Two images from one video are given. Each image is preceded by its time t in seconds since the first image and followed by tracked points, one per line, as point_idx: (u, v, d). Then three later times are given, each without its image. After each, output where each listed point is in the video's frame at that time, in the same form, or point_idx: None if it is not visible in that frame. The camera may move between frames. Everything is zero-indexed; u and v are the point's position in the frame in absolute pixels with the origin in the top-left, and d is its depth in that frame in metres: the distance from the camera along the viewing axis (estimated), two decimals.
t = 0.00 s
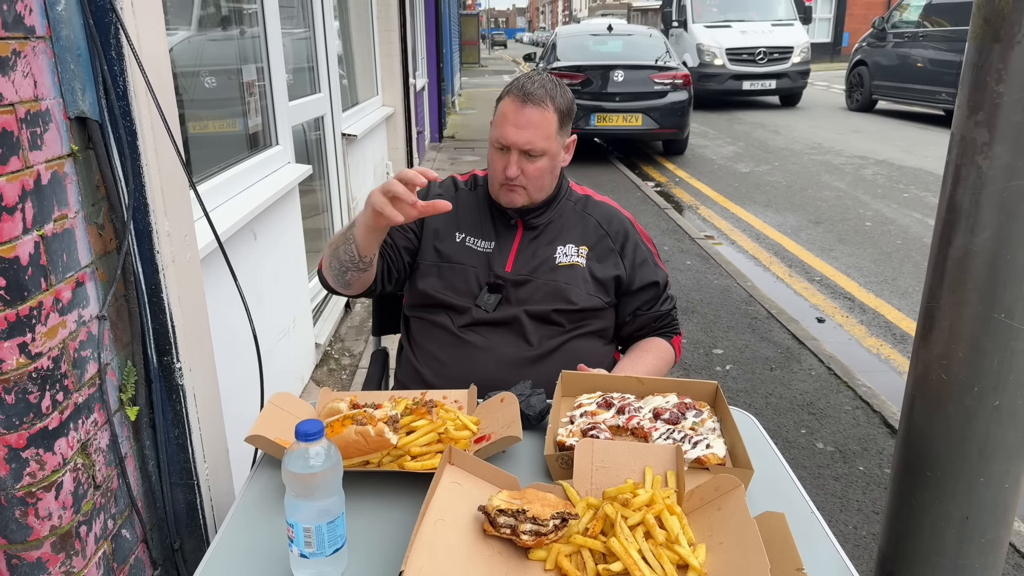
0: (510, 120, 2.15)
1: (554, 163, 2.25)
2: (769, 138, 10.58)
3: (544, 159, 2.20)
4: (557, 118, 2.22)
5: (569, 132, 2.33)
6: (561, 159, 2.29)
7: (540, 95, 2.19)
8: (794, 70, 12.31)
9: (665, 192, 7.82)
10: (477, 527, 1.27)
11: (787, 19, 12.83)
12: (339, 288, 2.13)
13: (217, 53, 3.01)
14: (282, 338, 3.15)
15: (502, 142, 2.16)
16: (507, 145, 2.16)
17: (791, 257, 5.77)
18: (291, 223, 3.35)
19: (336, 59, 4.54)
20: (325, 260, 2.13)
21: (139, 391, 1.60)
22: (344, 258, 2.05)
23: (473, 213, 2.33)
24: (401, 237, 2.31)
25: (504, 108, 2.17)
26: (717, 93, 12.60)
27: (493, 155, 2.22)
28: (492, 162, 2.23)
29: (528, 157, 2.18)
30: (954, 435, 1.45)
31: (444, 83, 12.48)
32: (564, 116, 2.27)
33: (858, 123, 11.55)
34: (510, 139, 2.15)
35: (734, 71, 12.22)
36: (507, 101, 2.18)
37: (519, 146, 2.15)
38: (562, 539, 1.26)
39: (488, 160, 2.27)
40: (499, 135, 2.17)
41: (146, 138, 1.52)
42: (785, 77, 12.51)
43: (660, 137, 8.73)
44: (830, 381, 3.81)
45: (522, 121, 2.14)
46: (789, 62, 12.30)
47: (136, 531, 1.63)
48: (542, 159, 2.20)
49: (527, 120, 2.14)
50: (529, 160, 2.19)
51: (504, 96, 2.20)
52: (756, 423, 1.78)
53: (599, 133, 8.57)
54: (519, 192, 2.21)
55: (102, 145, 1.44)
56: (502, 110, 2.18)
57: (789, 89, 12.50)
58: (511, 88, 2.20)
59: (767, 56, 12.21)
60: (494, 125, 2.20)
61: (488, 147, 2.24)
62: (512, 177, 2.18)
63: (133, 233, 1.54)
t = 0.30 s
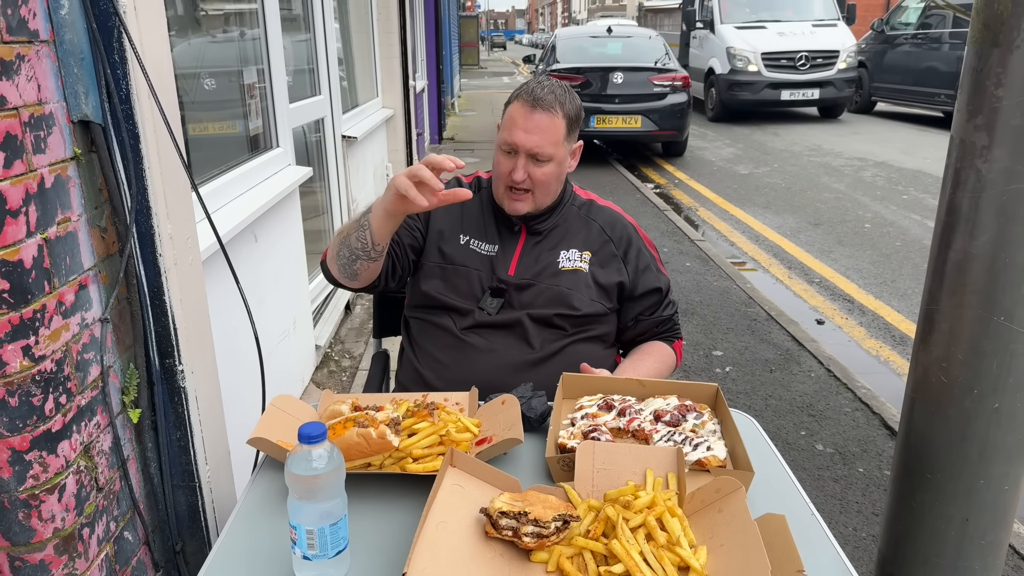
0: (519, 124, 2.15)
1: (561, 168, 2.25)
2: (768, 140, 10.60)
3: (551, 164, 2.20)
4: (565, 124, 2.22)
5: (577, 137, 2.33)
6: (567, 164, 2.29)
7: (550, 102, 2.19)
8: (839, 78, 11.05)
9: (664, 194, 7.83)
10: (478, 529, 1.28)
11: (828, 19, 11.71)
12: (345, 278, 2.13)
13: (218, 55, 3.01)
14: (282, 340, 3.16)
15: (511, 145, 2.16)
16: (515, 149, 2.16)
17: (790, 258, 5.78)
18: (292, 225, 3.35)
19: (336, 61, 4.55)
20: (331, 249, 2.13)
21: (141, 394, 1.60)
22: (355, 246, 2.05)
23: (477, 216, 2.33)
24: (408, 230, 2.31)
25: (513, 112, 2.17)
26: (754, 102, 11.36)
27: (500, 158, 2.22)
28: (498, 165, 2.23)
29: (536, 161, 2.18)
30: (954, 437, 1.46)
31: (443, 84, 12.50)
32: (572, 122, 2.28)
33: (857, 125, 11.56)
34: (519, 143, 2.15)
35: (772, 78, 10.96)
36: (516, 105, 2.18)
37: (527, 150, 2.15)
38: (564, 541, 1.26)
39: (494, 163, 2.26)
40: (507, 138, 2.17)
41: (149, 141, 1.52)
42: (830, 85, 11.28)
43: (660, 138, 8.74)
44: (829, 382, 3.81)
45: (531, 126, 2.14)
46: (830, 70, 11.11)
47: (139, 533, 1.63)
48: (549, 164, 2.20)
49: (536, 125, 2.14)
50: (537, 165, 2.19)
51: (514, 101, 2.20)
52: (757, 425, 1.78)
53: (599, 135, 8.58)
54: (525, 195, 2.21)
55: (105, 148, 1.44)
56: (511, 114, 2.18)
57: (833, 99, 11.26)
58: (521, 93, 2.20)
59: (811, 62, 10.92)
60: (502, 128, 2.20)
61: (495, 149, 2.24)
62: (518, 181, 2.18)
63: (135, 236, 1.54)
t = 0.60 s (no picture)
0: (528, 116, 2.18)
1: (567, 161, 2.28)
2: (766, 142, 10.61)
3: (560, 156, 2.23)
4: (572, 117, 2.25)
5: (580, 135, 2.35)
6: (572, 158, 2.32)
7: (557, 95, 2.22)
8: (907, 88, 9.43)
9: (663, 196, 7.84)
10: (478, 531, 1.28)
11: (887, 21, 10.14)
12: (345, 283, 2.13)
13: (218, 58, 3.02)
14: (282, 342, 3.16)
15: (521, 136, 2.18)
16: (525, 140, 2.19)
17: (789, 260, 5.79)
18: (291, 228, 3.36)
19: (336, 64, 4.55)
20: (333, 254, 2.13)
21: (140, 397, 1.61)
22: (360, 256, 2.05)
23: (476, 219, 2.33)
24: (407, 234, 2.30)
25: (521, 105, 2.20)
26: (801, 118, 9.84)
27: (508, 151, 2.24)
28: (505, 158, 2.25)
29: (545, 152, 2.20)
30: (952, 439, 1.46)
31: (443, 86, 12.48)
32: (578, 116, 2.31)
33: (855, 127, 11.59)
34: (530, 134, 2.17)
35: (826, 90, 9.46)
36: (523, 99, 2.21)
37: (537, 141, 2.18)
38: (563, 543, 1.26)
39: (500, 157, 2.27)
40: (517, 130, 2.19)
41: (149, 145, 1.53)
42: (895, 97, 9.58)
43: (658, 141, 8.75)
44: (828, 385, 3.82)
45: (540, 117, 2.18)
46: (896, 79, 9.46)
47: (138, 536, 1.64)
48: (558, 155, 2.22)
49: (546, 116, 2.18)
50: (546, 156, 2.21)
51: (520, 95, 2.23)
52: (755, 427, 1.79)
53: (598, 137, 8.59)
54: (535, 186, 2.23)
55: (105, 152, 1.45)
56: (519, 107, 2.20)
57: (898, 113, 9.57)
58: (527, 87, 2.24)
59: (872, 70, 9.38)
60: (510, 121, 2.22)
61: (502, 143, 2.25)
62: (529, 172, 2.20)
63: (135, 238, 1.55)
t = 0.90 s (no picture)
0: (525, 125, 2.17)
1: (564, 167, 2.28)
2: (765, 145, 10.63)
3: (557, 163, 2.23)
4: (568, 124, 2.24)
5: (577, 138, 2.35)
6: (570, 164, 2.32)
7: (555, 102, 2.21)
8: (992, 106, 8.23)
9: (662, 199, 7.85)
10: (479, 536, 1.29)
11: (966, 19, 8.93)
12: (356, 301, 2.15)
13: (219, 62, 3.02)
14: (282, 345, 3.17)
15: (518, 145, 2.18)
16: (522, 148, 2.18)
17: (788, 263, 5.80)
18: (292, 231, 3.37)
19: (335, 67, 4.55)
20: (338, 276, 2.14)
21: (142, 402, 1.61)
22: (366, 268, 2.07)
23: (474, 223, 2.34)
24: (405, 250, 2.31)
25: (518, 113, 2.19)
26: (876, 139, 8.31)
27: (505, 158, 2.24)
28: (503, 165, 2.25)
29: (542, 160, 2.21)
30: (950, 444, 1.47)
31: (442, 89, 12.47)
32: (575, 122, 2.30)
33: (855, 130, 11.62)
34: (526, 142, 2.17)
35: (909, 104, 7.97)
36: (520, 107, 2.20)
37: (534, 149, 2.18)
38: (563, 548, 1.27)
39: (498, 164, 2.27)
40: (514, 138, 2.18)
41: (151, 150, 1.53)
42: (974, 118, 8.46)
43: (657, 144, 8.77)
44: (827, 388, 3.82)
45: (537, 126, 2.17)
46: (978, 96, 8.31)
47: (140, 540, 1.64)
48: (554, 163, 2.22)
49: (543, 125, 2.17)
50: (543, 164, 2.21)
51: (517, 102, 2.21)
52: (754, 432, 1.80)
53: (597, 140, 8.61)
54: (531, 194, 2.24)
55: (108, 157, 1.45)
56: (516, 115, 2.19)
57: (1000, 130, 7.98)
58: (524, 94, 2.22)
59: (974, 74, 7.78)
60: (507, 129, 2.21)
61: (499, 150, 2.25)
62: (525, 180, 2.21)
63: (137, 244, 1.55)
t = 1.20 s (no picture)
0: (524, 123, 2.19)
1: (563, 167, 2.29)
2: (765, 148, 10.64)
3: (557, 162, 2.24)
4: (567, 123, 2.26)
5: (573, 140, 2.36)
6: (567, 165, 2.33)
7: (553, 101, 2.23)
8: None
9: (662, 202, 7.85)
10: (477, 542, 1.28)
11: None
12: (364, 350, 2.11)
13: (218, 65, 3.02)
14: (281, 349, 3.17)
15: (518, 143, 2.19)
16: (522, 147, 2.20)
17: (788, 266, 5.80)
18: (291, 234, 3.37)
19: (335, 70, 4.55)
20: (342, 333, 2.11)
21: (140, 406, 1.61)
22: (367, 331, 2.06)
23: (472, 230, 2.34)
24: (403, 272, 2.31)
25: (517, 112, 2.20)
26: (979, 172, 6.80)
27: (505, 158, 2.25)
28: (502, 165, 2.26)
29: (543, 159, 2.22)
30: (949, 449, 1.47)
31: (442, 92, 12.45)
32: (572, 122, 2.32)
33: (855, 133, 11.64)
34: (527, 141, 2.18)
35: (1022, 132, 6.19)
36: (519, 106, 2.21)
37: (534, 148, 2.19)
38: (561, 554, 1.26)
39: (497, 165, 2.28)
40: (514, 137, 2.20)
41: (150, 155, 1.53)
42: None
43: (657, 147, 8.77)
44: (827, 392, 3.82)
45: (537, 124, 2.19)
46: None
47: (137, 546, 1.64)
48: (554, 162, 2.23)
49: (543, 123, 2.19)
50: (543, 163, 2.22)
51: (515, 102, 2.23)
52: (754, 436, 1.79)
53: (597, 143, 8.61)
54: (532, 194, 2.24)
55: (106, 162, 1.45)
56: (514, 114, 2.21)
57: None
58: (522, 94, 2.24)
59: None
60: (506, 128, 2.23)
61: (499, 150, 2.26)
62: (527, 179, 2.21)
63: (136, 249, 1.55)
